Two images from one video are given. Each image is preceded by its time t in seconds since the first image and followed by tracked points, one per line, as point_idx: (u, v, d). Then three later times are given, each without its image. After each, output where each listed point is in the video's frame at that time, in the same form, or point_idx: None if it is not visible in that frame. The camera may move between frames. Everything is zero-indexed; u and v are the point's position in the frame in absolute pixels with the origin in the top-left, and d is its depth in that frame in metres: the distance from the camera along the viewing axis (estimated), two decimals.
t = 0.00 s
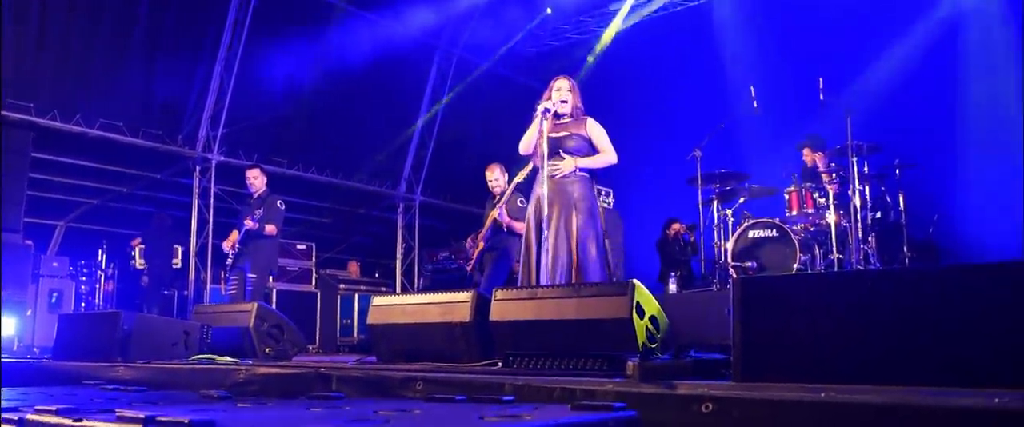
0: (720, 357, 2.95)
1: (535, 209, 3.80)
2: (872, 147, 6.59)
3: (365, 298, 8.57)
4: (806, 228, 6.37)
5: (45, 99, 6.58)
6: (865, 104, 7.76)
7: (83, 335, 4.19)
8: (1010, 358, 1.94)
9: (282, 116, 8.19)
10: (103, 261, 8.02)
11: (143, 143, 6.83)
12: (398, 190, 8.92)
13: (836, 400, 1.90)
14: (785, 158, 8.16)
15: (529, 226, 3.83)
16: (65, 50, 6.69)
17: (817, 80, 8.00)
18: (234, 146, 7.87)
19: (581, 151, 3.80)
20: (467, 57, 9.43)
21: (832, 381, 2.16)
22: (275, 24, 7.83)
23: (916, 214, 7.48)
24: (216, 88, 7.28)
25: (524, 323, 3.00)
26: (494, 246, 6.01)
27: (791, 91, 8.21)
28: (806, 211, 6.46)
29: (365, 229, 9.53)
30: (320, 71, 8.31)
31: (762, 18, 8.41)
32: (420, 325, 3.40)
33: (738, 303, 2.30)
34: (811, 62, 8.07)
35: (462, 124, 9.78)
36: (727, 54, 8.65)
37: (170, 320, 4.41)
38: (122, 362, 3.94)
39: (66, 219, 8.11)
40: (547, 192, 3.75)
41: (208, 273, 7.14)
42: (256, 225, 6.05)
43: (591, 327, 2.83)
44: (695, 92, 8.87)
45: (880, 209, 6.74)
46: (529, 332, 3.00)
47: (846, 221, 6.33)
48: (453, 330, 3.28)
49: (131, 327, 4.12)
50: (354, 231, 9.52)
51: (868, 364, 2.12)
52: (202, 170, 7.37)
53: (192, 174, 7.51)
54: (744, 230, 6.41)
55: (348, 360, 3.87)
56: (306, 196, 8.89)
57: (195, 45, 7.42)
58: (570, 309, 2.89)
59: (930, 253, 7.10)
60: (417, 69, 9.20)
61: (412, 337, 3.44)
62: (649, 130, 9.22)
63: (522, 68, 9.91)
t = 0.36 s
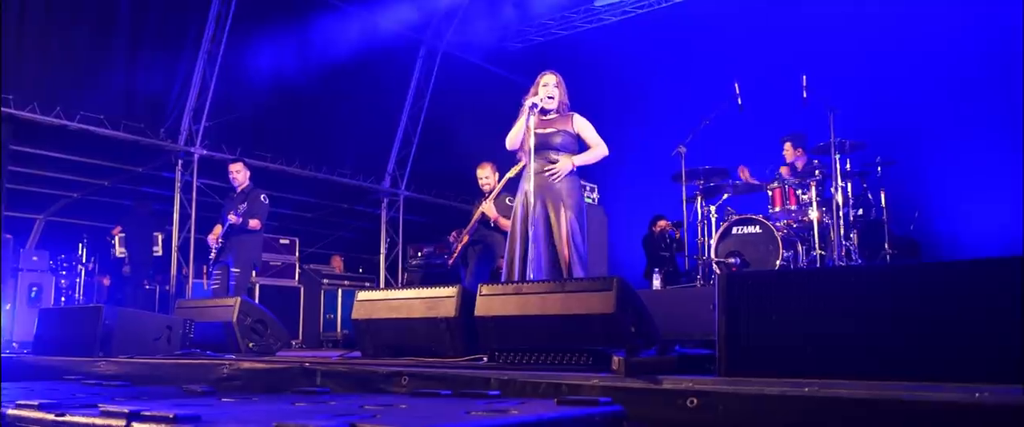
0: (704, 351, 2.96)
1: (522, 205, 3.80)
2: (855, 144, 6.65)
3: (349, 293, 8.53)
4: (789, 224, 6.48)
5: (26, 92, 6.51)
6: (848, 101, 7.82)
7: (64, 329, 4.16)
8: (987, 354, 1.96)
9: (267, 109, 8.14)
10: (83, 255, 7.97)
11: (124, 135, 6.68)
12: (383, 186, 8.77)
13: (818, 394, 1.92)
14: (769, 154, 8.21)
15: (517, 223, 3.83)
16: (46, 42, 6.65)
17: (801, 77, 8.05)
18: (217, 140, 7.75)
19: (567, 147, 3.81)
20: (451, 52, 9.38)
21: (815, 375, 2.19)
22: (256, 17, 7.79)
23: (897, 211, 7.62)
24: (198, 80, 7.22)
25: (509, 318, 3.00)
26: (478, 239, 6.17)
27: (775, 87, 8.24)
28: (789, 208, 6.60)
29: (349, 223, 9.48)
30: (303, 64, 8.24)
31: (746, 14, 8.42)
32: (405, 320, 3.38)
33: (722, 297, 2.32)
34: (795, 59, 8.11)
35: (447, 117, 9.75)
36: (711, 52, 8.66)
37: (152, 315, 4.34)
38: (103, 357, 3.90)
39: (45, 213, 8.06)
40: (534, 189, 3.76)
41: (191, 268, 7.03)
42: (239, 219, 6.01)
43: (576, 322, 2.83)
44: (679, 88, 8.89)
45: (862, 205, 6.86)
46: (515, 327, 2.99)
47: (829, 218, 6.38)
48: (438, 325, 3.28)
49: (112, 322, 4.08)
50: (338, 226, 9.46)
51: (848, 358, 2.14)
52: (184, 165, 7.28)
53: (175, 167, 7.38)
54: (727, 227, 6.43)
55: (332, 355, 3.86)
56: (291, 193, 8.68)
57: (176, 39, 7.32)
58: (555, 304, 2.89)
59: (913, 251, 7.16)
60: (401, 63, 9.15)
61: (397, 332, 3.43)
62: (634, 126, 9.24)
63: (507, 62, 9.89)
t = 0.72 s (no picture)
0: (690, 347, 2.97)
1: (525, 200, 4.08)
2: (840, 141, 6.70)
3: (336, 288, 8.51)
4: (775, 220, 6.47)
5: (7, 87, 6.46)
6: (834, 97, 7.87)
7: (48, 324, 4.13)
8: (969, 349, 1.99)
9: (251, 102, 8.10)
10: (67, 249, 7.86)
11: (109, 128, 6.60)
12: (370, 180, 8.74)
13: (803, 389, 1.93)
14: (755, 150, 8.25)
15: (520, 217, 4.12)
16: (29, 34, 6.61)
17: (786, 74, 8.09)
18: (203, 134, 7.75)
19: (568, 138, 4.06)
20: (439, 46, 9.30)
21: (798, 369, 2.20)
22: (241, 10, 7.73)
23: (881, 207, 7.66)
24: (184, 73, 7.11)
25: (496, 314, 3.00)
26: (462, 233, 6.18)
27: (762, 83, 8.26)
28: (774, 204, 6.59)
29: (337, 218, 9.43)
30: (289, 58, 8.20)
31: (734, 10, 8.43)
32: (392, 315, 3.38)
33: (709, 291, 2.33)
34: (782, 55, 8.13)
35: (433, 113, 9.73)
36: (699, 48, 8.68)
37: (136, 311, 4.32)
38: (88, 352, 3.88)
39: (28, 207, 8.00)
40: (536, 180, 4.04)
41: (177, 263, 7.05)
42: (226, 214, 5.98)
43: (564, 317, 2.84)
44: (666, 83, 8.90)
45: (847, 202, 6.91)
46: (502, 323, 3.00)
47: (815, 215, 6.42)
48: (425, 320, 3.28)
49: (97, 317, 4.06)
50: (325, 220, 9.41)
51: (832, 353, 2.16)
52: (168, 159, 7.21)
53: (160, 162, 7.31)
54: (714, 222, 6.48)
55: (320, 350, 3.85)
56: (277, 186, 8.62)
57: (161, 31, 7.30)
58: (542, 300, 2.90)
59: (896, 248, 7.22)
60: (387, 57, 9.11)
61: (384, 327, 3.43)
62: (620, 122, 9.25)
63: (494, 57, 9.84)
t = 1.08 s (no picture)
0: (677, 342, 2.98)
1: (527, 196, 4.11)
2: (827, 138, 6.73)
3: (323, 283, 8.48)
4: (762, 216, 6.50)
5: None
6: (821, 94, 7.92)
7: (31, 320, 4.10)
8: (951, 343, 2.01)
9: (237, 96, 8.03)
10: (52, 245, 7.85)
11: (93, 123, 6.53)
12: (358, 175, 8.72)
13: (786, 384, 1.94)
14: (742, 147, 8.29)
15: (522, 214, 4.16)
16: (11, 30, 6.55)
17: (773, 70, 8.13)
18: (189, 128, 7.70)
19: (563, 131, 4.07)
20: (426, 41, 9.25)
21: (784, 363, 2.21)
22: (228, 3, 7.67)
23: (867, 203, 7.71)
24: (169, 68, 7.03)
25: (484, 310, 3.01)
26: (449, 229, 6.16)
27: (750, 80, 8.29)
28: (762, 200, 6.56)
29: (325, 214, 9.37)
30: (276, 53, 8.13)
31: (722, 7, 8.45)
32: (379, 311, 3.38)
33: (695, 285, 2.33)
34: (770, 51, 8.17)
35: (421, 107, 9.68)
36: (687, 44, 8.70)
37: (121, 306, 4.31)
38: (73, 348, 3.86)
39: (11, 201, 7.68)
40: (536, 175, 4.06)
41: (162, 258, 7.00)
42: (213, 209, 5.96)
43: (552, 312, 2.85)
44: (655, 80, 8.92)
45: (833, 198, 6.96)
46: (489, 319, 3.00)
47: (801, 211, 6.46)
48: (413, 316, 3.28)
49: (82, 313, 4.04)
50: (312, 216, 9.32)
51: (814, 345, 2.17)
52: (154, 153, 7.15)
53: (146, 156, 7.27)
54: (701, 220, 6.47)
55: (306, 346, 3.85)
56: (265, 181, 8.60)
57: (147, 25, 7.23)
58: (530, 296, 2.91)
59: (882, 243, 7.28)
60: (375, 52, 9.08)
61: (372, 322, 3.42)
62: (609, 118, 9.26)
63: (483, 53, 9.81)
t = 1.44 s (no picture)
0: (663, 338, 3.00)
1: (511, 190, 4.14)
2: (814, 134, 6.76)
3: (311, 278, 8.46)
4: (749, 212, 6.55)
5: None
6: (809, 90, 7.95)
7: (15, 315, 4.06)
8: (937, 337, 2.02)
9: (224, 90, 7.98)
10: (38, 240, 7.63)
11: (77, 117, 6.50)
12: (346, 170, 8.70)
13: (771, 378, 1.96)
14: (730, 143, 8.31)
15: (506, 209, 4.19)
16: None
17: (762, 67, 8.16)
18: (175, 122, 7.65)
19: (549, 127, 4.11)
20: (416, 37, 9.20)
21: (771, 358, 2.22)
22: None
23: (853, 199, 7.75)
24: (156, 63, 6.94)
25: (472, 305, 3.02)
26: (437, 226, 6.12)
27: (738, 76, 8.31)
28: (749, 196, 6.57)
29: (312, 209, 9.32)
30: (263, 47, 8.05)
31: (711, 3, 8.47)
32: (367, 306, 3.38)
33: (682, 281, 2.35)
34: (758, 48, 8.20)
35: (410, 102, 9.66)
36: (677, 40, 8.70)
37: (107, 301, 4.29)
38: (58, 343, 3.83)
39: None
40: (521, 171, 4.08)
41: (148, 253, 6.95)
42: (200, 204, 5.94)
43: (539, 307, 2.85)
44: (644, 76, 8.92)
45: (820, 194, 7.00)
46: (477, 314, 3.01)
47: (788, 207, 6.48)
48: (400, 311, 3.28)
49: (67, 308, 4.01)
50: (300, 211, 9.27)
51: (797, 337, 2.19)
52: (140, 147, 7.10)
53: (132, 150, 7.23)
54: (688, 214, 6.51)
55: (293, 341, 3.84)
56: (253, 176, 8.57)
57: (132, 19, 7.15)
58: (518, 291, 2.92)
59: (867, 239, 7.33)
60: (364, 47, 9.03)
61: (359, 317, 3.42)
62: (597, 114, 9.27)
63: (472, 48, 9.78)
